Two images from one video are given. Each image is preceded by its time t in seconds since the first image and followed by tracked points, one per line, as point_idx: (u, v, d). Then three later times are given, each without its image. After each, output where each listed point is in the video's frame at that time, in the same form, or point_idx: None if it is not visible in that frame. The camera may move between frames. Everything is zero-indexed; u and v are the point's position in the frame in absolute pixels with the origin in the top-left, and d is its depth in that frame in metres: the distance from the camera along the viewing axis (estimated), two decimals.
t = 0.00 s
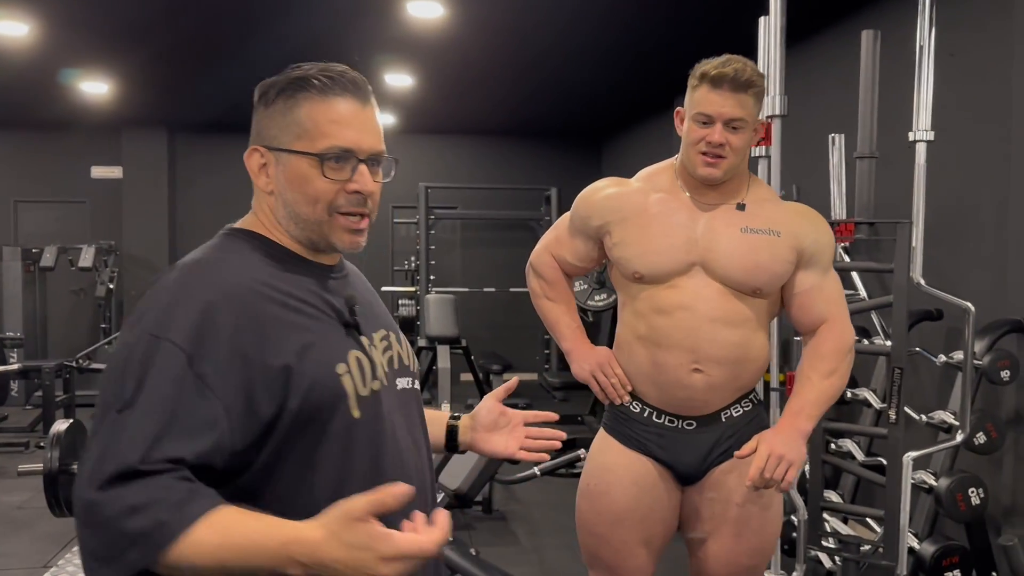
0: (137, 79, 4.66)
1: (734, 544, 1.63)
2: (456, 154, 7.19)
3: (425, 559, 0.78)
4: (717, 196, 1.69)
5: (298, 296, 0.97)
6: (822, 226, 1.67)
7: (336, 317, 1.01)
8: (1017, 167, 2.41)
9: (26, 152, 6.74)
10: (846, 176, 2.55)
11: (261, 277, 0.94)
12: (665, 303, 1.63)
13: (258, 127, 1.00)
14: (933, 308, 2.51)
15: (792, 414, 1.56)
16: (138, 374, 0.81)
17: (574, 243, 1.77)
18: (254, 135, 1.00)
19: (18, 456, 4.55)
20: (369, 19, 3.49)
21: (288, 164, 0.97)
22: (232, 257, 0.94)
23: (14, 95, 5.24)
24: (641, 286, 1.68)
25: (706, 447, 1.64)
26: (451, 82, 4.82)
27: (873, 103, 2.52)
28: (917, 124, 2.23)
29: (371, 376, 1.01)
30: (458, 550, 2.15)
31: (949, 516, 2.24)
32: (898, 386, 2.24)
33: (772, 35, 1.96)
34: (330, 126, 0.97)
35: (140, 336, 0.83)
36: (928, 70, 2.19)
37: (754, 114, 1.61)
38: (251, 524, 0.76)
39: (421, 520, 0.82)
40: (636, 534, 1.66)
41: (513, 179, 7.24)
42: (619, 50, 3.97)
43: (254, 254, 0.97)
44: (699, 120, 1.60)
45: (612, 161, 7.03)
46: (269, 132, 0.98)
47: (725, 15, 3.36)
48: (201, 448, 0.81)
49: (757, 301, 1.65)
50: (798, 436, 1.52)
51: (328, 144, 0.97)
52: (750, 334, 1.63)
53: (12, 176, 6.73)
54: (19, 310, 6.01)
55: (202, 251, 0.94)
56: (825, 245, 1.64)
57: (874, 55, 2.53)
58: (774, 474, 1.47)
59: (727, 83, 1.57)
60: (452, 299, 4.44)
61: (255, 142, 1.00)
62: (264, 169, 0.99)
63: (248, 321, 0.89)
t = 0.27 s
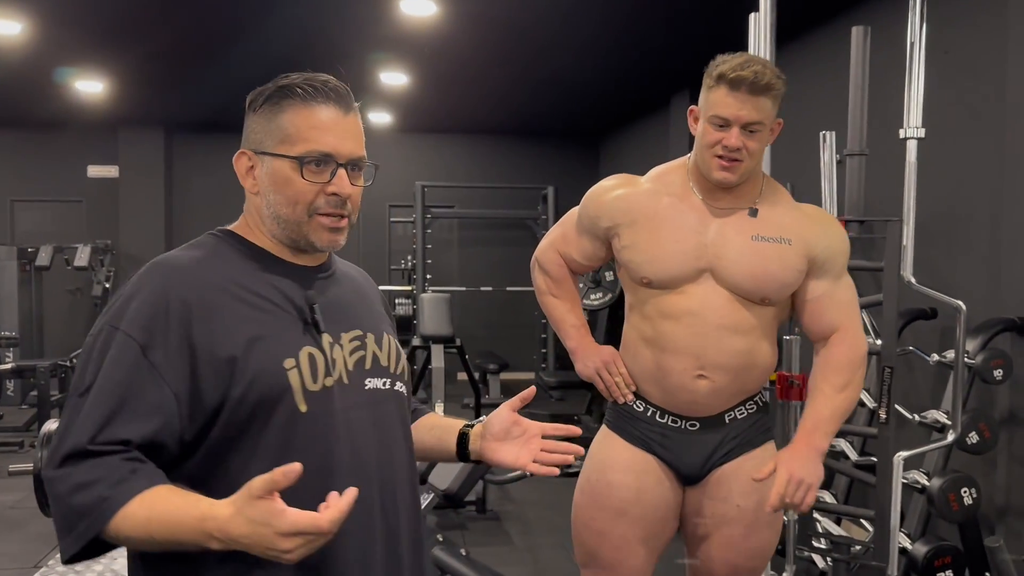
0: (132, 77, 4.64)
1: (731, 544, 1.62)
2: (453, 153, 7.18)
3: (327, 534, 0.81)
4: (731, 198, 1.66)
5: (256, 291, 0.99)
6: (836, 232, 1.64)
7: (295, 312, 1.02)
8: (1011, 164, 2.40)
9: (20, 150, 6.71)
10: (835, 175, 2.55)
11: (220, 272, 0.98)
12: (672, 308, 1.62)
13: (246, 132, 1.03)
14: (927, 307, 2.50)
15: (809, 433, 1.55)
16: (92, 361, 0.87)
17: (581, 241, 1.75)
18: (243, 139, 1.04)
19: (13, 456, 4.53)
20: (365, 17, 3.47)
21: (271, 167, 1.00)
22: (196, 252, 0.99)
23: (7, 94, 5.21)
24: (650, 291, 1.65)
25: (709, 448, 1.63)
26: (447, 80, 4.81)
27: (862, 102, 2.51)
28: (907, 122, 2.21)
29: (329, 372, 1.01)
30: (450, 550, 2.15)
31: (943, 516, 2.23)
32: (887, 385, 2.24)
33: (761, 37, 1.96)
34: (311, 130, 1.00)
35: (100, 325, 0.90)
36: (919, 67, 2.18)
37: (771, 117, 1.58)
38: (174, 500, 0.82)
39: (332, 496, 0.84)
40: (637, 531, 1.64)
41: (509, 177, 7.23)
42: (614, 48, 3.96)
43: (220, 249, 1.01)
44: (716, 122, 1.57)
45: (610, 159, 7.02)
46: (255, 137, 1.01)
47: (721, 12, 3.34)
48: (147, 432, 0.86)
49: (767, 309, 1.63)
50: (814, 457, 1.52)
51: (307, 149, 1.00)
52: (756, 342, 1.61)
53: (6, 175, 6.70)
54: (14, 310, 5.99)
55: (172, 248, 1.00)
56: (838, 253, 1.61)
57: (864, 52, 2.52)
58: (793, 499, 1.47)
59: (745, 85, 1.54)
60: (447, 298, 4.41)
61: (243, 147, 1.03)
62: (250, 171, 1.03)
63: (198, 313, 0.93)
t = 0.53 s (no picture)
0: (138, 81, 4.67)
1: (729, 549, 1.62)
2: (458, 155, 7.19)
3: (295, 571, 0.82)
4: (739, 202, 1.65)
5: (240, 292, 1.00)
6: (846, 240, 1.62)
7: (278, 312, 1.03)
8: (1013, 166, 2.39)
9: (27, 154, 6.75)
10: (834, 177, 2.53)
11: (203, 272, 0.99)
12: (676, 312, 1.61)
13: (246, 140, 1.04)
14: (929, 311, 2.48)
15: (837, 456, 1.56)
16: (79, 361, 0.89)
17: (587, 241, 1.75)
18: (242, 147, 1.04)
19: (20, 458, 4.55)
20: (368, 20, 3.48)
21: (272, 178, 1.01)
22: (180, 256, 1.00)
23: (15, 98, 5.25)
24: (654, 293, 1.65)
25: (712, 453, 1.62)
26: (451, 83, 4.81)
27: (859, 103, 2.51)
28: (905, 123, 2.21)
29: (310, 372, 1.02)
30: (447, 553, 2.16)
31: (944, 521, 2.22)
32: (886, 388, 2.21)
33: (758, 34, 1.96)
34: (314, 143, 1.02)
35: (86, 326, 0.91)
36: (918, 69, 2.18)
37: (783, 120, 1.57)
38: (160, 509, 0.83)
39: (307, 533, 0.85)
40: (634, 532, 1.62)
41: (514, 179, 7.23)
42: (618, 50, 3.96)
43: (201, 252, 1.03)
44: (730, 123, 1.55)
45: (615, 161, 7.02)
46: (256, 147, 1.02)
47: (725, 13, 3.34)
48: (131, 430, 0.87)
49: (771, 315, 1.62)
50: (847, 480, 1.55)
51: (309, 162, 1.01)
52: (759, 347, 1.60)
53: (14, 178, 6.75)
54: (21, 312, 6.03)
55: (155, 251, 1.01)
56: (847, 260, 1.59)
57: (861, 53, 2.51)
58: (835, 530, 1.52)
59: (759, 86, 1.53)
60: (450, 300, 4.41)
61: (242, 155, 1.03)
62: (248, 179, 1.03)
63: (181, 312, 0.94)
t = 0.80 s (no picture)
0: (146, 86, 4.70)
1: (724, 555, 1.61)
2: (465, 158, 7.20)
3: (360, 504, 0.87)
4: (737, 202, 1.65)
5: (237, 292, 1.01)
6: (843, 238, 1.63)
7: (271, 311, 1.04)
8: (1016, 166, 2.37)
9: (37, 159, 6.81)
10: (834, 178, 2.53)
11: (198, 274, 1.00)
12: (674, 309, 1.60)
13: (241, 145, 1.03)
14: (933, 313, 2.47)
15: (842, 458, 1.55)
16: (83, 365, 0.88)
17: (584, 242, 1.74)
18: (237, 151, 1.03)
19: (29, 460, 4.59)
20: (373, 23, 3.48)
21: (271, 182, 1.01)
22: (172, 258, 1.00)
23: (25, 103, 5.30)
24: (653, 291, 1.64)
25: (710, 456, 1.61)
26: (457, 85, 4.81)
27: (858, 104, 2.50)
28: (904, 124, 2.20)
29: (307, 369, 1.03)
30: (448, 555, 2.17)
31: (946, 525, 2.20)
32: (885, 391, 2.20)
33: (756, 36, 1.99)
34: (314, 148, 1.03)
35: (84, 331, 0.90)
36: (916, 69, 2.16)
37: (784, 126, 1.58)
38: (203, 489, 0.84)
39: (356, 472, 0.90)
40: (633, 535, 1.60)
41: (521, 182, 7.23)
42: (626, 52, 3.95)
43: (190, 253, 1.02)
44: (733, 125, 1.55)
45: (623, 163, 7.01)
46: (255, 152, 1.02)
47: (731, 15, 3.33)
48: (146, 430, 0.87)
49: (770, 313, 1.61)
50: (853, 483, 1.54)
51: (310, 168, 1.02)
52: (757, 347, 1.59)
53: (24, 183, 6.81)
54: (31, 316, 6.08)
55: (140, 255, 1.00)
56: (845, 258, 1.60)
57: (858, 53, 2.50)
58: (843, 531, 1.51)
59: (763, 91, 1.53)
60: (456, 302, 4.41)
61: (238, 159, 1.03)
62: (244, 183, 1.03)
63: (183, 312, 0.95)
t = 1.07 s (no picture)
0: (157, 91, 4.74)
1: (726, 556, 1.60)
2: (474, 160, 7.21)
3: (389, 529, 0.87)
4: (733, 203, 1.65)
5: (241, 295, 1.02)
6: (840, 238, 1.61)
7: (272, 313, 1.05)
8: None
9: (52, 164, 6.89)
10: (836, 179, 2.52)
11: (199, 278, 0.99)
12: (672, 312, 1.60)
13: (229, 144, 1.03)
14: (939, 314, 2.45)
15: (839, 460, 1.55)
16: (90, 374, 0.86)
17: (583, 247, 1.72)
18: (224, 150, 1.03)
19: (42, 461, 4.64)
20: (380, 27, 3.50)
21: (262, 182, 1.01)
22: (171, 262, 0.99)
23: (39, 109, 5.37)
24: (651, 294, 1.64)
25: (709, 457, 1.61)
26: (466, 88, 4.82)
27: (861, 105, 2.49)
28: (907, 125, 2.18)
29: (310, 372, 1.05)
30: (452, 557, 2.18)
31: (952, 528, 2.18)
32: (887, 393, 2.21)
33: (758, 36, 2.00)
34: (304, 147, 1.03)
35: (84, 338, 0.88)
36: (919, 69, 2.15)
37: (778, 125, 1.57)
38: (235, 507, 0.84)
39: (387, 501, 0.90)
40: (635, 537, 1.60)
41: (530, 184, 7.23)
42: (635, 54, 3.94)
43: (189, 256, 1.02)
44: (726, 128, 1.55)
45: (633, 165, 6.99)
46: (244, 150, 1.02)
47: (739, 16, 3.32)
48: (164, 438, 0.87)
49: (768, 314, 1.61)
50: (850, 485, 1.54)
51: (302, 166, 1.03)
52: (755, 349, 1.59)
53: (39, 187, 6.89)
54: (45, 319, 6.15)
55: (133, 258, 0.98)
56: (842, 258, 1.59)
57: (861, 54, 2.49)
58: (841, 533, 1.51)
59: (757, 92, 1.52)
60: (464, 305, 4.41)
61: (225, 158, 1.02)
62: (233, 183, 1.03)
63: (191, 317, 0.95)
